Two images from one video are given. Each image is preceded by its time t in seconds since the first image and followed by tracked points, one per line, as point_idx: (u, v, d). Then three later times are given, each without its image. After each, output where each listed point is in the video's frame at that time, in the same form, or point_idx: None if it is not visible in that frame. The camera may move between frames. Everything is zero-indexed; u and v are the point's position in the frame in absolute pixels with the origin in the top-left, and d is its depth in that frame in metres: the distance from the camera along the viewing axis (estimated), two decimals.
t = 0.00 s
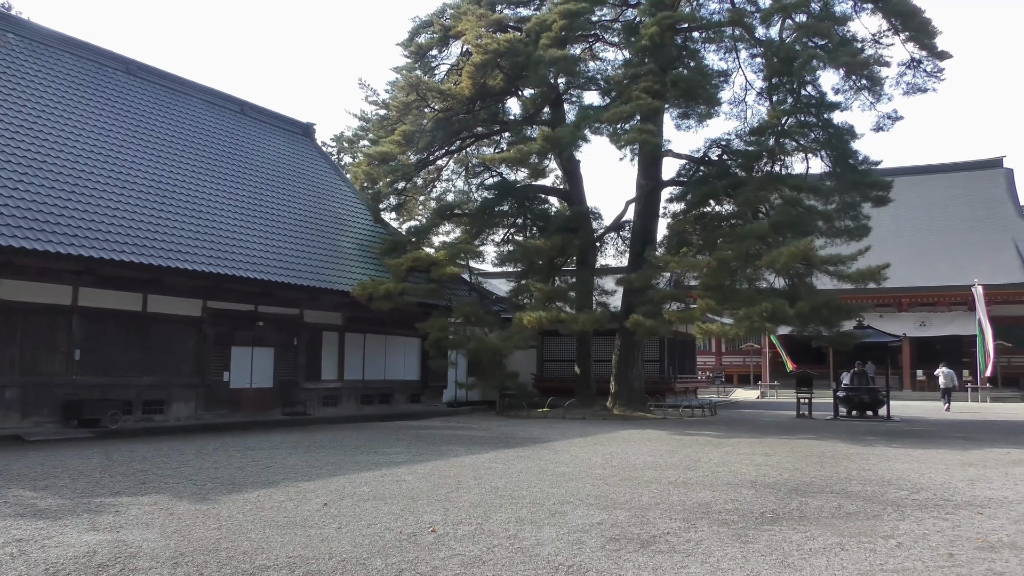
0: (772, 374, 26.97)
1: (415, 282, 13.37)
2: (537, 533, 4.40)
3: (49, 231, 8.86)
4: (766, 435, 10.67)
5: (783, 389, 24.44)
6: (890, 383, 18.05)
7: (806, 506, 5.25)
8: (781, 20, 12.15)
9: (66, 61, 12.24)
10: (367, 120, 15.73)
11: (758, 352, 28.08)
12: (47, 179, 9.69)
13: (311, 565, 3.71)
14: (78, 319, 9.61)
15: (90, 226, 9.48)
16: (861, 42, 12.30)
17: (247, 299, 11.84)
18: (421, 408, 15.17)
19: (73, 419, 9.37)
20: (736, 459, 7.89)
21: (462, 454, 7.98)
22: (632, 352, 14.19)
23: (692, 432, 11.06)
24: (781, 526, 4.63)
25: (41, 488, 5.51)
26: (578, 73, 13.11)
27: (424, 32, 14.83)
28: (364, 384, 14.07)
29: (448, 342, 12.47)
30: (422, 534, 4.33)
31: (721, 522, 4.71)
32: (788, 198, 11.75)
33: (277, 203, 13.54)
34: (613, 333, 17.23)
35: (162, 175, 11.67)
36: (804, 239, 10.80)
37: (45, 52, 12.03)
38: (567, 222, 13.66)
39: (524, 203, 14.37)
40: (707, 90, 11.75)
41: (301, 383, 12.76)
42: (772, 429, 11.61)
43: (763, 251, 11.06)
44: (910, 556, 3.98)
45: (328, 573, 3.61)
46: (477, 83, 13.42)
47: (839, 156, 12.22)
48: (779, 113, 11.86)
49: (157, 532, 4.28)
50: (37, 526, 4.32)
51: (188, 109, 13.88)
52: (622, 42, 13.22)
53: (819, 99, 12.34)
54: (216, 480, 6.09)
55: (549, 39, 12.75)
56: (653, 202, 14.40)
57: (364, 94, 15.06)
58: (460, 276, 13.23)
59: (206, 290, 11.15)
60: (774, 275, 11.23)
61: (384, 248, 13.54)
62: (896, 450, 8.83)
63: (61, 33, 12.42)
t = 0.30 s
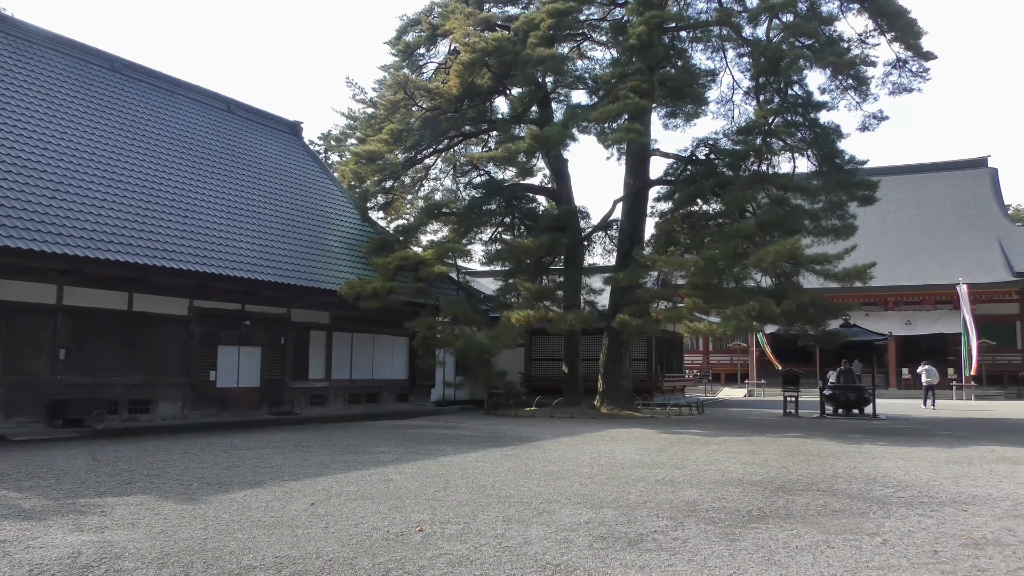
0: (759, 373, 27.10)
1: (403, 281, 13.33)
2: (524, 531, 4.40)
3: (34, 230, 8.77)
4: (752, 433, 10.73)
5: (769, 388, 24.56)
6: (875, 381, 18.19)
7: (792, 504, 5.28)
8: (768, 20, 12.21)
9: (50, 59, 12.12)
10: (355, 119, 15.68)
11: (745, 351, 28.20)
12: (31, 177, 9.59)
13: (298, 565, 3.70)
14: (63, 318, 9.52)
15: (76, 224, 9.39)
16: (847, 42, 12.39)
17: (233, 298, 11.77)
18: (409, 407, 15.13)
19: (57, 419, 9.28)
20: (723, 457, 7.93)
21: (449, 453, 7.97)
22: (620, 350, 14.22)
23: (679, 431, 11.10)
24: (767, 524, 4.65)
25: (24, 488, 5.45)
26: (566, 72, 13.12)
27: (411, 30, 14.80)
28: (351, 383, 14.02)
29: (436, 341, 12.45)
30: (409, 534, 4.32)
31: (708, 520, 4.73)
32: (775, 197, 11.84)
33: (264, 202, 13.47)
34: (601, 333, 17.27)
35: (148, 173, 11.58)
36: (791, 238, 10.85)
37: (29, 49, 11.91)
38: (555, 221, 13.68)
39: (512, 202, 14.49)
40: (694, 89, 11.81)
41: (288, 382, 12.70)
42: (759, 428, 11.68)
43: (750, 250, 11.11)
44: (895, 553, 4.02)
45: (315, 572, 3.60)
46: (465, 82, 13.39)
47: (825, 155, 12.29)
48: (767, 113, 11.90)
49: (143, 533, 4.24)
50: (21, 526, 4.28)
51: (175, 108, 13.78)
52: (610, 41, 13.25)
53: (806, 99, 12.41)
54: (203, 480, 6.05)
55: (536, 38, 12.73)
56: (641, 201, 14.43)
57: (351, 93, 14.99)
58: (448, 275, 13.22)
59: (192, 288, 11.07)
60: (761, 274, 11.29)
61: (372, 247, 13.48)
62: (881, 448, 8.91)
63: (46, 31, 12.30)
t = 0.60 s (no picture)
0: (746, 372, 27.23)
1: (391, 279, 13.29)
2: (511, 530, 4.40)
3: (19, 226, 8.67)
4: (739, 432, 10.78)
5: (756, 387, 24.69)
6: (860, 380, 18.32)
7: (778, 503, 5.30)
8: (755, 21, 12.27)
9: (35, 54, 11.98)
10: (343, 117, 15.62)
11: (731, 350, 28.34)
12: (16, 173, 9.48)
13: (284, 564, 3.68)
14: (48, 316, 9.42)
15: (61, 221, 9.30)
16: (834, 43, 12.47)
17: (219, 296, 11.69)
18: (397, 406, 15.09)
19: (42, 417, 9.18)
20: (709, 456, 7.97)
21: (436, 452, 7.96)
22: (608, 349, 14.25)
23: (667, 429, 11.14)
24: (754, 523, 4.67)
25: (7, 488, 5.39)
26: (554, 71, 13.13)
27: (400, 28, 14.76)
28: (339, 381, 13.96)
29: (423, 340, 12.42)
30: (396, 532, 4.31)
31: (694, 519, 4.75)
32: (762, 196, 11.90)
33: (250, 199, 13.39)
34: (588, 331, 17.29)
35: (134, 170, 11.48)
36: (778, 238, 10.91)
37: (14, 44, 11.77)
38: (543, 220, 13.67)
39: (501, 201, 14.45)
40: (682, 89, 11.90)
41: (275, 381, 12.63)
42: (746, 427, 11.73)
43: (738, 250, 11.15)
44: (879, 551, 4.06)
45: (301, 571, 3.58)
46: (453, 80, 13.38)
47: (812, 155, 12.35)
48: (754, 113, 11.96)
49: (128, 531, 4.21)
50: (3, 526, 4.23)
51: (161, 104, 13.66)
52: (598, 41, 13.28)
53: (793, 99, 12.47)
54: (188, 479, 6.01)
55: (525, 37, 12.73)
56: (629, 201, 14.47)
57: (339, 90, 14.93)
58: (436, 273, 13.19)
59: (178, 286, 10.99)
60: (748, 274, 11.35)
61: (360, 245, 13.43)
62: (866, 446, 8.97)
63: (30, 26, 12.15)
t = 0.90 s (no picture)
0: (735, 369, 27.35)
1: (381, 275, 13.25)
2: (500, 525, 4.40)
3: (7, 220, 8.60)
4: (728, 429, 10.83)
5: (746, 383, 24.80)
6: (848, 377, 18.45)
7: (767, 499, 5.33)
8: (747, 18, 12.30)
9: (23, 47, 11.86)
10: (333, 111, 15.55)
11: (721, 347, 28.44)
12: (3, 166, 9.38)
13: (272, 559, 3.68)
14: (36, 310, 9.35)
15: (49, 215, 9.22)
16: (825, 41, 12.50)
17: (209, 291, 11.63)
18: (387, 401, 15.06)
19: (30, 412, 9.12)
20: (698, 452, 8.00)
21: (426, 447, 7.96)
22: (598, 346, 14.27)
23: (657, 426, 11.17)
24: (742, 518, 4.70)
25: None
26: (546, 67, 13.12)
27: (391, 23, 14.70)
28: (329, 377, 13.92)
29: (414, 336, 12.40)
30: (385, 527, 4.30)
31: (683, 514, 4.76)
32: (752, 194, 11.99)
33: (240, 193, 13.32)
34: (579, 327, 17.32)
35: (123, 163, 11.39)
36: (768, 235, 10.94)
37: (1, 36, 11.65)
38: (534, 216, 13.67)
39: (491, 197, 14.23)
40: (674, 86, 11.91)
41: (265, 376, 12.58)
42: (735, 423, 11.78)
43: (729, 247, 11.17)
44: (867, 546, 4.09)
45: (291, 566, 3.57)
46: (444, 76, 13.36)
47: (803, 153, 12.37)
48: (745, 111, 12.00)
49: (116, 526, 4.19)
50: None
51: (151, 98, 13.56)
52: (590, 37, 13.26)
53: (783, 96, 12.49)
54: (177, 474, 5.99)
55: (516, 33, 12.71)
56: (620, 197, 14.47)
57: (330, 85, 14.85)
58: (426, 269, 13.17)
59: (167, 281, 10.92)
60: (738, 271, 11.39)
61: (350, 241, 13.38)
62: (854, 443, 9.03)
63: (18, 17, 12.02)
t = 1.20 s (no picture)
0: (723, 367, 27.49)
1: (369, 272, 13.21)
2: (488, 523, 4.41)
3: None
4: (716, 426, 10.87)
5: (733, 381, 24.93)
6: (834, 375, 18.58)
7: (753, 496, 5.37)
8: (735, 17, 12.34)
9: (8, 41, 11.72)
10: (322, 108, 15.47)
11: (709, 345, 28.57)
12: None
13: (259, 557, 3.66)
14: (21, 307, 9.25)
15: (35, 211, 9.13)
16: (813, 40, 12.57)
17: (196, 288, 11.55)
18: (374, 399, 15.02)
19: (14, 409, 9.03)
20: (685, 449, 8.03)
21: (414, 445, 7.94)
22: (586, 344, 14.29)
23: (644, 423, 11.21)
24: (728, 516, 4.72)
25: None
26: (535, 65, 13.10)
27: (380, 20, 14.64)
28: (316, 374, 13.87)
29: (402, 333, 12.38)
30: (373, 525, 4.29)
31: (670, 512, 4.78)
32: (740, 192, 12.00)
33: (228, 190, 13.23)
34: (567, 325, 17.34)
35: (109, 159, 11.29)
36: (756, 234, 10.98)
37: None
38: (522, 214, 13.66)
39: (479, 195, 14.15)
40: (662, 85, 11.95)
41: (252, 373, 12.52)
42: (722, 421, 11.83)
43: (716, 246, 11.22)
44: (852, 543, 4.12)
45: (278, 564, 3.56)
46: (433, 73, 13.34)
47: (790, 152, 12.42)
48: (733, 109, 12.06)
49: (100, 525, 4.16)
50: None
51: (137, 93, 13.44)
52: (580, 34, 13.26)
53: (771, 96, 12.54)
54: (163, 471, 5.95)
55: (506, 30, 12.69)
56: (608, 195, 14.49)
57: (318, 82, 14.78)
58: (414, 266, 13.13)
59: (154, 278, 10.84)
60: (726, 270, 11.44)
61: (338, 238, 13.34)
62: (839, 440, 9.11)
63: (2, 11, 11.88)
